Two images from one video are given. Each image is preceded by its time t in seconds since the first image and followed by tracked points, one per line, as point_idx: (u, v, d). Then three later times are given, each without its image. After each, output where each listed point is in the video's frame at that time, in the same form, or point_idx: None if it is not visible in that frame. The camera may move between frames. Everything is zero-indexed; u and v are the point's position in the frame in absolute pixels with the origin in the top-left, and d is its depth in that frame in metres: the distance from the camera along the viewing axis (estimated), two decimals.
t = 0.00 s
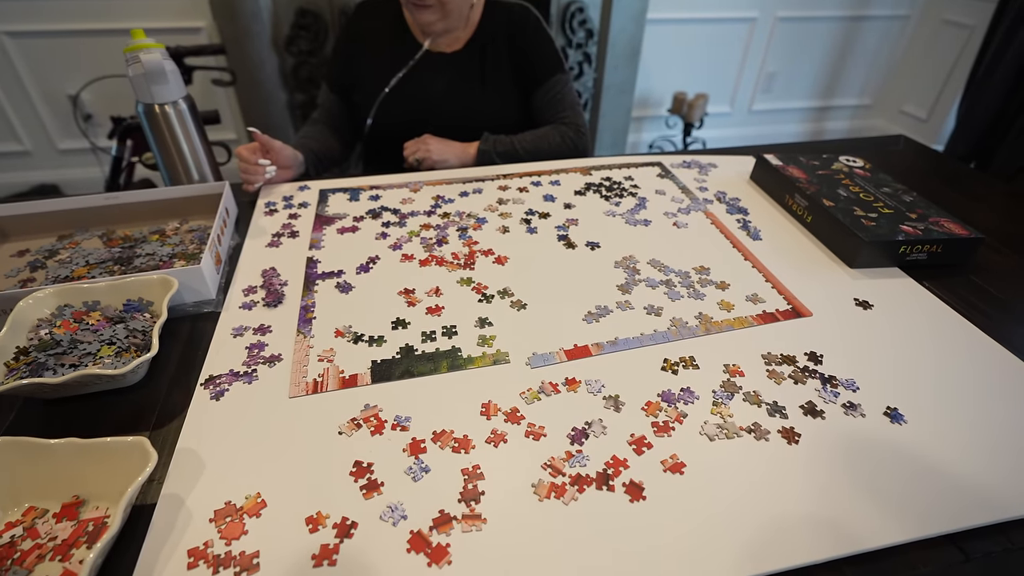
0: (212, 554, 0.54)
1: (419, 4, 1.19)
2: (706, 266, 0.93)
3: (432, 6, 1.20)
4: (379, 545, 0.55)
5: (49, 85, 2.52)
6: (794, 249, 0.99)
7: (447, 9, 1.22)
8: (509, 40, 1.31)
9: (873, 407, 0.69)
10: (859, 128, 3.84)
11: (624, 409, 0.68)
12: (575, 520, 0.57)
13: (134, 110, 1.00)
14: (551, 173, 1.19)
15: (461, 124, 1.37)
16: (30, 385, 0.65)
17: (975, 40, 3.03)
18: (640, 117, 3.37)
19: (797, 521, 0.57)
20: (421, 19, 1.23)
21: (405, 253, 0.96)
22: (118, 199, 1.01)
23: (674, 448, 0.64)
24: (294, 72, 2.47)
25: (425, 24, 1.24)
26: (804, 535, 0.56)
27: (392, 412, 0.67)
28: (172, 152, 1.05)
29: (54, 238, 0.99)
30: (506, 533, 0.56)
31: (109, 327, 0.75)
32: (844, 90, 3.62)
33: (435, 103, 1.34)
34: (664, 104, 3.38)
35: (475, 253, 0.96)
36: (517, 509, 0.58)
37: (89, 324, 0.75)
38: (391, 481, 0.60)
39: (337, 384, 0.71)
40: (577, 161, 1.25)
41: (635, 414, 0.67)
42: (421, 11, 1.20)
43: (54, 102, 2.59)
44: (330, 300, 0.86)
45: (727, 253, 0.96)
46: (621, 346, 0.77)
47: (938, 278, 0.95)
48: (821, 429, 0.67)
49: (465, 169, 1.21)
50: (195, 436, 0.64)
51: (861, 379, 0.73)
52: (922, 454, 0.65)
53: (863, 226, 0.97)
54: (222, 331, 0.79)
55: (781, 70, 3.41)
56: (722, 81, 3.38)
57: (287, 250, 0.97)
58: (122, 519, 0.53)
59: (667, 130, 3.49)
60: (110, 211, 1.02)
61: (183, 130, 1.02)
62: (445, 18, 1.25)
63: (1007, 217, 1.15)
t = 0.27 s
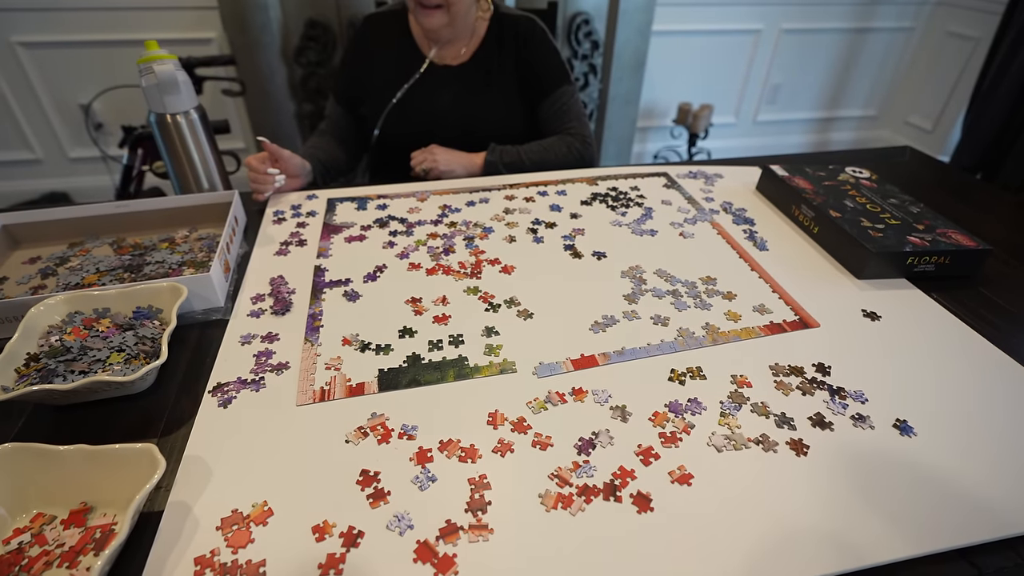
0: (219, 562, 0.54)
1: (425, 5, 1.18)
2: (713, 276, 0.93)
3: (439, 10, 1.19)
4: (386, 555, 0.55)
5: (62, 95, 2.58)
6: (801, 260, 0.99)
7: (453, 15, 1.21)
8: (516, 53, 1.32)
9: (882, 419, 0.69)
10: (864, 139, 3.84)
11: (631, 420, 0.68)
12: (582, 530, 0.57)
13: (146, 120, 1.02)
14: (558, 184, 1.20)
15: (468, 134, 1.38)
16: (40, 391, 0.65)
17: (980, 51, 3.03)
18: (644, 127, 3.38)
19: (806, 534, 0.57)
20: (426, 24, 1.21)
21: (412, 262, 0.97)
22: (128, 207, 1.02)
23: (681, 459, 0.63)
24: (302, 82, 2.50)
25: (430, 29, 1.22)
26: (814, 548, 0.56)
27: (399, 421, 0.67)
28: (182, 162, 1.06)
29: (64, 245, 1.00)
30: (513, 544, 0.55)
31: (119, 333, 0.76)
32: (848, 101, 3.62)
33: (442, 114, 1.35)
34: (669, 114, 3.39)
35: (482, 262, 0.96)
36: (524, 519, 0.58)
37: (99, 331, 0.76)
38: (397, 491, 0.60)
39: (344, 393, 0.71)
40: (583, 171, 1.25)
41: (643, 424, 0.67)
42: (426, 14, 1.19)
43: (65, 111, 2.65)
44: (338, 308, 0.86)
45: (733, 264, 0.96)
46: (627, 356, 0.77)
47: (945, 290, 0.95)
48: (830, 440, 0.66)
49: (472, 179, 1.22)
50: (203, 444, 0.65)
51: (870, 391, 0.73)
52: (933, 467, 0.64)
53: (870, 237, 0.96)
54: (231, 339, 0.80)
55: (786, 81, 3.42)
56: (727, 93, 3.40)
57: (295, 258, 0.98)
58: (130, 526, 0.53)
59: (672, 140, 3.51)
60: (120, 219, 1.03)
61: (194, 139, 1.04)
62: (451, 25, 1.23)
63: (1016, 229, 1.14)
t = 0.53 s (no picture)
0: (239, 558, 0.54)
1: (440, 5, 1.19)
2: (725, 281, 0.93)
3: (454, 10, 1.19)
4: (405, 552, 0.55)
5: (76, 99, 2.65)
6: (812, 266, 1.00)
7: (468, 18, 1.22)
8: (527, 59, 1.34)
9: (896, 424, 0.69)
10: (870, 148, 3.85)
11: (645, 422, 0.68)
12: (598, 531, 0.57)
13: (165, 122, 1.03)
14: (569, 189, 1.21)
15: (479, 139, 1.38)
16: (63, 387, 0.66)
17: (987, 61, 3.04)
18: (651, 134, 3.40)
19: (823, 537, 0.57)
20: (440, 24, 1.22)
21: (425, 264, 0.98)
22: (145, 208, 1.03)
23: (697, 462, 0.64)
24: (313, 87, 2.53)
25: (445, 30, 1.22)
26: (831, 551, 0.56)
27: (415, 421, 0.68)
28: (199, 163, 1.07)
29: (82, 245, 1.02)
30: (530, 543, 0.56)
31: (137, 332, 0.77)
32: (855, 110, 3.63)
33: (454, 120, 1.36)
34: (675, 122, 3.40)
35: (495, 265, 0.97)
36: (541, 518, 0.58)
37: (119, 329, 0.77)
38: (414, 489, 0.60)
39: (360, 392, 0.72)
40: (594, 177, 1.26)
41: (657, 426, 0.68)
42: (441, 13, 1.19)
43: (79, 115, 2.72)
44: (353, 309, 0.87)
45: (745, 269, 0.97)
46: (641, 359, 0.77)
47: (957, 297, 0.95)
48: (844, 445, 0.66)
49: (483, 183, 1.23)
50: (221, 441, 0.65)
51: (883, 396, 0.73)
52: (948, 472, 0.64)
53: (881, 243, 0.97)
54: (247, 338, 0.81)
55: (792, 90, 3.44)
56: (734, 101, 3.41)
57: (310, 260, 0.98)
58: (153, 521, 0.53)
59: (678, 147, 3.52)
60: (138, 219, 1.04)
61: (212, 142, 1.05)
62: (466, 28, 1.24)
63: None
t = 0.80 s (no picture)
0: (303, 548, 0.58)
1: (464, 24, 1.24)
2: (745, 284, 0.97)
3: (477, 29, 1.25)
4: (459, 542, 0.58)
5: (93, 110, 2.71)
6: (829, 269, 1.03)
7: (491, 35, 1.28)
8: (545, 70, 1.38)
9: (918, 419, 0.72)
10: (874, 151, 3.88)
11: (678, 419, 0.71)
12: (640, 522, 0.60)
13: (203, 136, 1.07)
14: (588, 195, 1.24)
15: (499, 148, 1.42)
16: (126, 389, 0.70)
17: (988, 65, 3.08)
18: (657, 139, 3.44)
19: (853, 525, 0.61)
20: (463, 41, 1.28)
21: (455, 270, 1.01)
22: (184, 219, 1.07)
23: (729, 456, 0.67)
24: (326, 97, 2.57)
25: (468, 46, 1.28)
26: (862, 539, 0.60)
27: (458, 419, 0.71)
28: (234, 175, 1.11)
29: (124, 254, 1.06)
30: (577, 533, 0.59)
31: (188, 337, 0.80)
32: (858, 113, 3.67)
33: (474, 130, 1.40)
34: (680, 127, 3.44)
35: (522, 271, 1.00)
36: (585, 510, 0.61)
37: (171, 334, 0.80)
38: (463, 484, 0.64)
39: (403, 393, 0.75)
40: (612, 184, 1.30)
41: (689, 423, 0.71)
42: (464, 32, 1.25)
43: (95, 126, 2.77)
44: (388, 314, 0.90)
45: (764, 272, 1.00)
46: (669, 360, 0.81)
47: (970, 297, 0.98)
48: (869, 439, 0.70)
49: (504, 191, 1.26)
50: (276, 440, 0.69)
51: (904, 393, 0.76)
52: (969, 464, 0.68)
53: (895, 246, 1.00)
54: (290, 343, 0.84)
55: (795, 95, 3.48)
56: (738, 106, 3.45)
57: (343, 267, 1.02)
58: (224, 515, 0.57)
59: (683, 152, 3.56)
60: (176, 229, 1.09)
61: (247, 154, 1.09)
62: (488, 45, 1.29)
63: None
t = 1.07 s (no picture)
0: (387, 550, 0.62)
1: (480, 62, 1.34)
2: (758, 295, 1.04)
3: (492, 66, 1.35)
4: (531, 539, 0.63)
5: (87, 137, 2.74)
6: (831, 280, 1.11)
7: (504, 70, 1.38)
8: (555, 98, 1.46)
9: (928, 414, 0.80)
10: (847, 167, 4.06)
11: (714, 421, 0.78)
12: (692, 514, 0.66)
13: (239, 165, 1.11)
14: (601, 215, 1.31)
15: (512, 171, 1.49)
16: (196, 408, 0.74)
17: (950, 85, 3.28)
18: (643, 159, 3.56)
19: (883, 510, 0.67)
20: (479, 76, 1.38)
21: (486, 288, 1.06)
22: (220, 244, 1.11)
23: (765, 452, 0.73)
24: (325, 122, 2.62)
25: (484, 80, 1.38)
26: (892, 521, 0.66)
27: (512, 428, 0.76)
28: (266, 202, 1.15)
29: (162, 280, 1.09)
30: (637, 528, 0.65)
31: (244, 357, 0.84)
32: (831, 132, 3.85)
33: (488, 154, 1.47)
34: (665, 147, 3.57)
35: (550, 288, 1.06)
36: (641, 506, 0.67)
37: (227, 355, 0.84)
38: (526, 486, 0.69)
39: (456, 405, 0.80)
40: (622, 204, 1.37)
41: (725, 424, 0.77)
42: (480, 69, 1.35)
43: (88, 152, 2.79)
44: (430, 331, 0.95)
45: (774, 284, 1.08)
46: (699, 367, 0.87)
47: (960, 303, 1.07)
48: (887, 433, 0.77)
49: (521, 212, 1.33)
50: (343, 453, 0.73)
51: (913, 391, 0.84)
52: (977, 452, 0.75)
53: (891, 257, 1.09)
54: (341, 361, 0.88)
55: (773, 114, 3.65)
56: (719, 126, 3.60)
57: (378, 288, 1.07)
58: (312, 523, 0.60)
59: (669, 171, 3.68)
60: (211, 254, 1.12)
61: (280, 182, 1.14)
62: (501, 79, 1.39)
63: (1012, 249, 1.28)
